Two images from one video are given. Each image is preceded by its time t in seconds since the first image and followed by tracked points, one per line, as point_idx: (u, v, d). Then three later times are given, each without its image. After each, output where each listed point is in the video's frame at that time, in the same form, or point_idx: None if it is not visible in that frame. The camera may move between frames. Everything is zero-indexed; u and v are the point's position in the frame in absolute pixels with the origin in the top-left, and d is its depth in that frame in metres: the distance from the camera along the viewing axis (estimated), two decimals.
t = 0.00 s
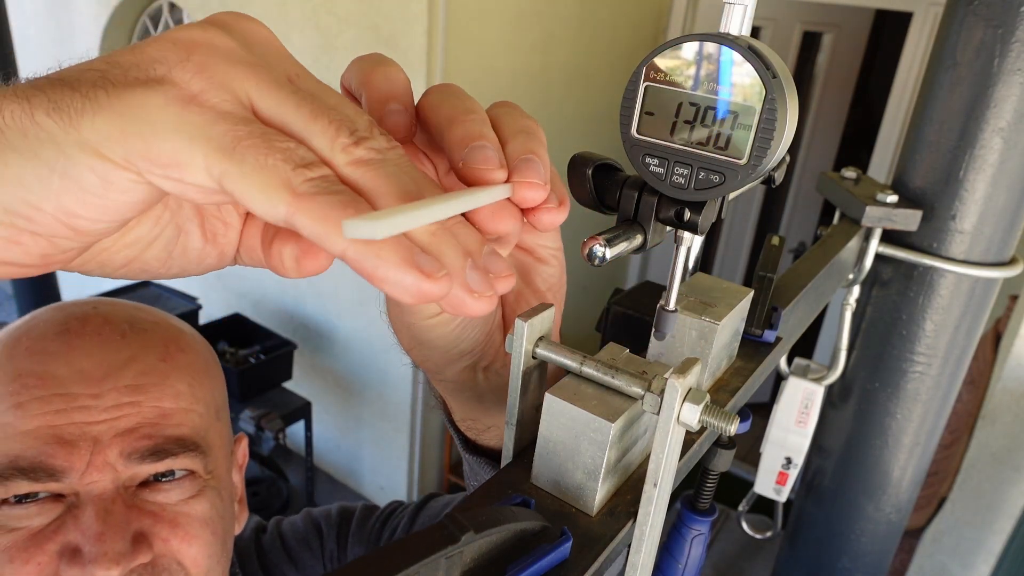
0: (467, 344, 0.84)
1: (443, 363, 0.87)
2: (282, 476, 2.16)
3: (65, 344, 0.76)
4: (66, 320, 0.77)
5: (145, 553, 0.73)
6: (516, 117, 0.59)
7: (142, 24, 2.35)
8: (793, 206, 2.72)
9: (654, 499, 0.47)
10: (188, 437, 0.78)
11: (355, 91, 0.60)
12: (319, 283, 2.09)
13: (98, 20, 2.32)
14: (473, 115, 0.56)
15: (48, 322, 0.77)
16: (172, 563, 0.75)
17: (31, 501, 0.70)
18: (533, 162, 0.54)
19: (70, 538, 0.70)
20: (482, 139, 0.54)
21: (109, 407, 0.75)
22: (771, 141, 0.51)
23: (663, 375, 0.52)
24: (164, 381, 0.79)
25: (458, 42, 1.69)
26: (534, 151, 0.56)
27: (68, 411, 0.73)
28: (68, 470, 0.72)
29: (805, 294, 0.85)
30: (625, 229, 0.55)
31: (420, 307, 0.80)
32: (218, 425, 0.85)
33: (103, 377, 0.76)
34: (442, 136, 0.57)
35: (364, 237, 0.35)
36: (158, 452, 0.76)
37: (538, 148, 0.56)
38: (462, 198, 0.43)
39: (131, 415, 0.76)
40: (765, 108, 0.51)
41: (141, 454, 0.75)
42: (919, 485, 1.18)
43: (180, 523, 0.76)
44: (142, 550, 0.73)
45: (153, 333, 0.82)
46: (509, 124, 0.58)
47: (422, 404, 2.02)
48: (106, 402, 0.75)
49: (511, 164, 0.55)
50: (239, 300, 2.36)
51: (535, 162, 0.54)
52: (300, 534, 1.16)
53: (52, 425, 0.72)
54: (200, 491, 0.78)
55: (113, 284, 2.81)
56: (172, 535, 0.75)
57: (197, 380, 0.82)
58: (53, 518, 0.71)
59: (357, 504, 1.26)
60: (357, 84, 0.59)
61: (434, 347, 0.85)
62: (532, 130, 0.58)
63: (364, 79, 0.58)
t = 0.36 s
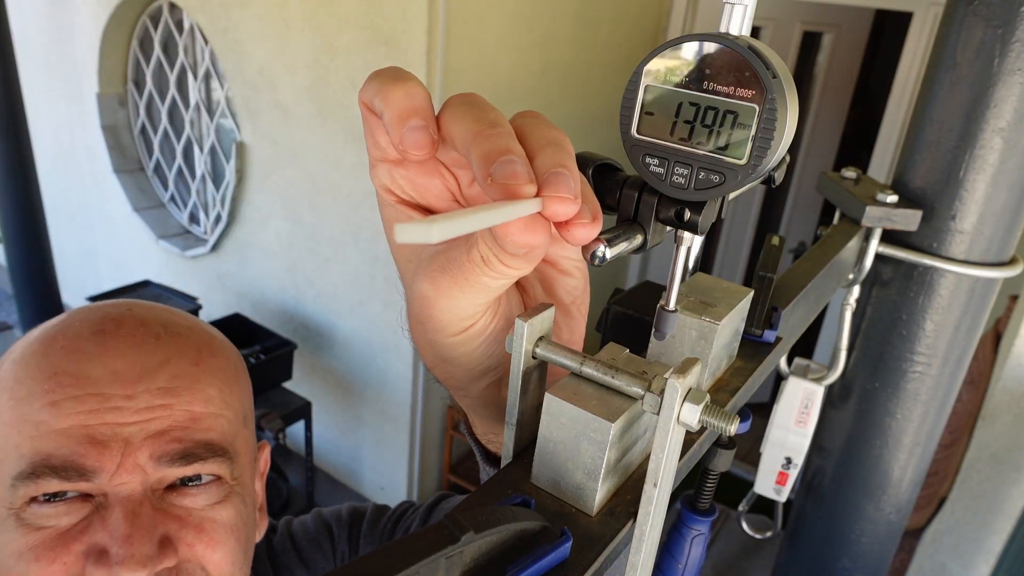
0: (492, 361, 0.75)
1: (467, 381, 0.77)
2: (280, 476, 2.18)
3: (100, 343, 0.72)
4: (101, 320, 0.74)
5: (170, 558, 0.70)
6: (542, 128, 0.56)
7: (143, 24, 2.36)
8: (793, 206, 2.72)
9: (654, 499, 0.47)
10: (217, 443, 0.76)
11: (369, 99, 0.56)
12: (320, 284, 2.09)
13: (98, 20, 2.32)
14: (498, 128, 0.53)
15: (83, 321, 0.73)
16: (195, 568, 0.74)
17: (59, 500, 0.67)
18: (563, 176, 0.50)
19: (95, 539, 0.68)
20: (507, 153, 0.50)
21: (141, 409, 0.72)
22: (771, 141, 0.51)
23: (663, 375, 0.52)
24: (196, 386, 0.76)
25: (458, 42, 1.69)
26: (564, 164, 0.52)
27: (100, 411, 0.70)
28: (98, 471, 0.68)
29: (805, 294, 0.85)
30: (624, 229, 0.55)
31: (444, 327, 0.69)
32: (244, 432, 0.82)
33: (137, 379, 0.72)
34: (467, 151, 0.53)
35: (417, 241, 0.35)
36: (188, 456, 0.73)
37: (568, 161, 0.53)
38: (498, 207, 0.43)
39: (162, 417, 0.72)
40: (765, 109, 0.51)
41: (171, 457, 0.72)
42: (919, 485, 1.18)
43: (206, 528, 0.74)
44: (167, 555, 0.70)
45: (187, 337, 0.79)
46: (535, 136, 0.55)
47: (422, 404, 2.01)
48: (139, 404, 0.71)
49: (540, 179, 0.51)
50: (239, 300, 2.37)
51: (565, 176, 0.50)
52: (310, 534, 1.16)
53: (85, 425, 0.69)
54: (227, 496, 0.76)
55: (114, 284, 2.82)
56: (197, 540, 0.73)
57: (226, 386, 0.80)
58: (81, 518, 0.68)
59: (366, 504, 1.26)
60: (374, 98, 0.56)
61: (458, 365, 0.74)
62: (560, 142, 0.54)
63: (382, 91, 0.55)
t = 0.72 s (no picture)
0: (493, 363, 0.75)
1: (469, 383, 0.77)
2: (280, 475, 2.19)
3: (97, 351, 0.72)
4: (98, 327, 0.74)
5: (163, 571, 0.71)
6: (545, 132, 0.55)
7: (142, 24, 2.35)
8: (793, 206, 2.72)
9: (654, 499, 0.47)
10: (214, 453, 0.76)
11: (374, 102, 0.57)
12: (320, 284, 2.09)
13: (98, 20, 2.32)
14: (500, 132, 0.53)
15: (81, 328, 0.74)
16: None
17: (52, 511, 0.68)
18: (563, 180, 0.50)
19: (88, 551, 0.68)
20: (508, 157, 0.50)
21: (136, 418, 0.72)
22: (771, 141, 0.51)
23: (663, 375, 0.52)
24: (193, 395, 0.76)
25: (458, 41, 1.69)
26: (565, 169, 0.52)
27: (95, 420, 0.70)
28: (92, 482, 0.68)
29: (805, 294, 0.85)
30: (624, 229, 0.55)
31: (446, 329, 0.69)
32: (242, 440, 0.82)
33: (133, 388, 0.72)
34: (468, 154, 0.53)
35: (410, 235, 0.36)
36: (183, 467, 0.73)
37: (569, 165, 0.53)
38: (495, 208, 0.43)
39: (157, 427, 0.73)
40: (765, 109, 0.51)
41: (166, 468, 0.72)
42: (919, 485, 1.18)
43: (201, 541, 0.74)
44: (160, 568, 0.70)
45: (185, 345, 0.79)
46: (536, 141, 0.55)
47: (422, 404, 2.01)
48: (134, 414, 0.71)
49: (541, 184, 0.51)
50: (239, 300, 2.37)
51: (565, 181, 0.50)
52: (310, 541, 1.16)
53: (79, 434, 0.69)
54: (222, 508, 0.76)
55: (114, 284, 2.82)
56: (192, 553, 0.73)
57: (224, 395, 0.80)
58: (74, 529, 0.68)
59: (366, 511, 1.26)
60: (379, 102, 0.56)
61: (460, 367, 0.74)
62: (561, 146, 0.54)
63: (387, 95, 0.55)
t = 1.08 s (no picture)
0: (493, 361, 0.76)
1: (469, 381, 0.78)
2: (280, 475, 2.19)
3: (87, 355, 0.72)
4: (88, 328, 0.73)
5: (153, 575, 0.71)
6: (541, 131, 0.55)
7: (143, 24, 2.36)
8: (793, 206, 2.72)
9: (654, 499, 0.47)
10: (205, 455, 0.75)
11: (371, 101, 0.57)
12: (319, 283, 2.09)
13: (98, 20, 2.32)
14: (497, 131, 0.53)
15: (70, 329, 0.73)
16: None
17: (42, 515, 0.68)
18: (561, 179, 0.50)
19: (79, 555, 0.69)
20: (505, 156, 0.50)
21: (126, 421, 0.72)
22: (771, 142, 0.51)
23: (663, 375, 0.53)
24: (183, 397, 0.75)
25: (458, 41, 1.69)
26: (561, 168, 0.52)
27: (85, 424, 0.70)
28: (81, 486, 0.69)
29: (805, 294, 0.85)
30: (624, 229, 0.55)
31: (445, 329, 0.70)
32: (234, 443, 0.82)
33: (122, 390, 0.72)
34: (464, 154, 0.53)
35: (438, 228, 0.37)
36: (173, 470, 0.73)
37: (565, 164, 0.53)
38: (494, 206, 0.43)
39: (147, 430, 0.72)
40: (765, 109, 0.51)
41: (156, 471, 0.72)
42: (919, 485, 1.18)
43: (192, 543, 0.74)
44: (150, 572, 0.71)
45: (175, 346, 0.78)
46: (532, 140, 0.55)
47: (422, 403, 2.01)
48: (123, 416, 0.72)
49: (537, 184, 0.50)
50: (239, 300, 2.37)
51: (562, 180, 0.50)
52: (307, 541, 1.16)
53: (68, 437, 0.69)
54: (214, 511, 0.76)
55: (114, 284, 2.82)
56: (183, 556, 0.73)
57: (217, 397, 0.79)
58: (63, 533, 0.69)
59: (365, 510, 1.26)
60: (375, 103, 0.56)
61: (459, 365, 0.75)
62: (557, 145, 0.54)
63: (383, 95, 0.55)
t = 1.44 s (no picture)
0: (483, 352, 0.84)
1: (458, 371, 0.86)
2: (280, 475, 2.19)
3: (82, 354, 0.73)
4: (84, 328, 0.74)
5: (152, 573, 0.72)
6: (525, 129, 0.58)
7: (143, 24, 2.36)
8: (793, 206, 2.72)
9: (654, 499, 0.47)
10: (201, 454, 0.76)
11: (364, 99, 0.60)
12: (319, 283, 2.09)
13: (98, 20, 2.31)
14: (482, 129, 0.54)
15: (67, 328, 0.74)
16: None
17: (40, 513, 0.69)
18: (543, 177, 0.53)
19: (77, 554, 0.70)
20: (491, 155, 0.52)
21: (123, 420, 0.72)
22: (771, 141, 0.51)
23: (663, 375, 0.53)
24: (180, 395, 0.76)
25: (458, 41, 1.69)
26: (544, 166, 0.54)
27: (82, 423, 0.71)
28: (79, 485, 0.70)
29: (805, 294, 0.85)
30: (624, 229, 0.55)
31: (436, 319, 0.80)
32: (232, 440, 0.83)
33: (118, 390, 0.73)
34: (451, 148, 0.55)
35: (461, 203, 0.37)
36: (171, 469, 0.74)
37: (548, 163, 0.55)
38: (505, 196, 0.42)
39: (144, 429, 0.73)
40: (765, 109, 0.51)
41: (154, 470, 0.73)
42: (919, 485, 1.18)
43: (191, 541, 0.75)
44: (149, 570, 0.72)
45: (171, 344, 0.79)
46: (518, 137, 0.57)
47: (422, 403, 2.01)
48: (120, 416, 0.72)
49: (521, 180, 0.53)
50: (239, 300, 2.37)
51: (545, 177, 0.53)
52: (306, 538, 1.16)
53: (66, 438, 0.70)
54: (211, 509, 0.77)
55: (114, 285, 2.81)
56: (181, 554, 0.74)
57: (213, 395, 0.80)
58: (62, 532, 0.70)
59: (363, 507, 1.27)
60: (368, 97, 0.60)
61: (447, 355, 0.84)
62: (542, 144, 0.57)
63: (376, 89, 0.59)
